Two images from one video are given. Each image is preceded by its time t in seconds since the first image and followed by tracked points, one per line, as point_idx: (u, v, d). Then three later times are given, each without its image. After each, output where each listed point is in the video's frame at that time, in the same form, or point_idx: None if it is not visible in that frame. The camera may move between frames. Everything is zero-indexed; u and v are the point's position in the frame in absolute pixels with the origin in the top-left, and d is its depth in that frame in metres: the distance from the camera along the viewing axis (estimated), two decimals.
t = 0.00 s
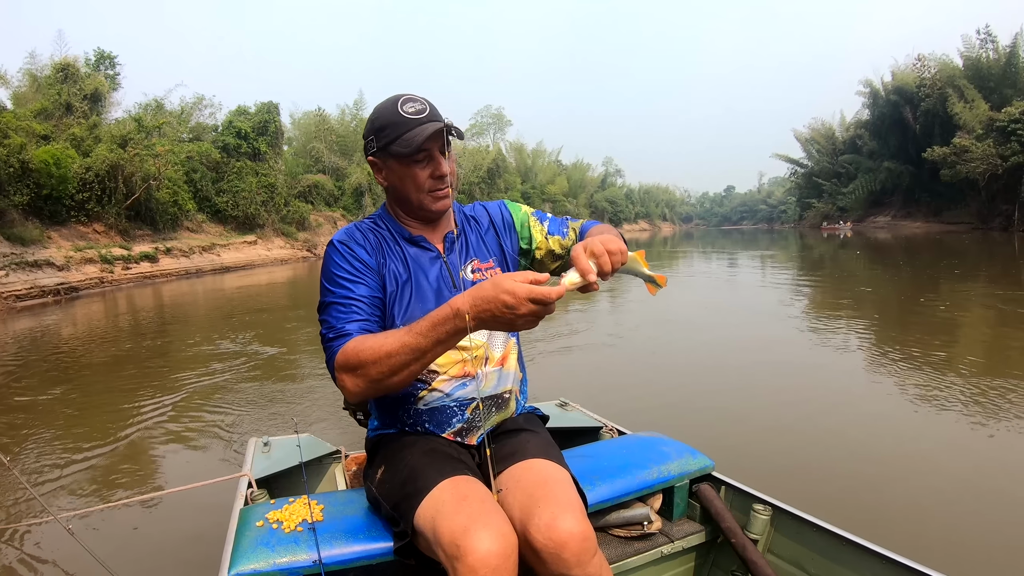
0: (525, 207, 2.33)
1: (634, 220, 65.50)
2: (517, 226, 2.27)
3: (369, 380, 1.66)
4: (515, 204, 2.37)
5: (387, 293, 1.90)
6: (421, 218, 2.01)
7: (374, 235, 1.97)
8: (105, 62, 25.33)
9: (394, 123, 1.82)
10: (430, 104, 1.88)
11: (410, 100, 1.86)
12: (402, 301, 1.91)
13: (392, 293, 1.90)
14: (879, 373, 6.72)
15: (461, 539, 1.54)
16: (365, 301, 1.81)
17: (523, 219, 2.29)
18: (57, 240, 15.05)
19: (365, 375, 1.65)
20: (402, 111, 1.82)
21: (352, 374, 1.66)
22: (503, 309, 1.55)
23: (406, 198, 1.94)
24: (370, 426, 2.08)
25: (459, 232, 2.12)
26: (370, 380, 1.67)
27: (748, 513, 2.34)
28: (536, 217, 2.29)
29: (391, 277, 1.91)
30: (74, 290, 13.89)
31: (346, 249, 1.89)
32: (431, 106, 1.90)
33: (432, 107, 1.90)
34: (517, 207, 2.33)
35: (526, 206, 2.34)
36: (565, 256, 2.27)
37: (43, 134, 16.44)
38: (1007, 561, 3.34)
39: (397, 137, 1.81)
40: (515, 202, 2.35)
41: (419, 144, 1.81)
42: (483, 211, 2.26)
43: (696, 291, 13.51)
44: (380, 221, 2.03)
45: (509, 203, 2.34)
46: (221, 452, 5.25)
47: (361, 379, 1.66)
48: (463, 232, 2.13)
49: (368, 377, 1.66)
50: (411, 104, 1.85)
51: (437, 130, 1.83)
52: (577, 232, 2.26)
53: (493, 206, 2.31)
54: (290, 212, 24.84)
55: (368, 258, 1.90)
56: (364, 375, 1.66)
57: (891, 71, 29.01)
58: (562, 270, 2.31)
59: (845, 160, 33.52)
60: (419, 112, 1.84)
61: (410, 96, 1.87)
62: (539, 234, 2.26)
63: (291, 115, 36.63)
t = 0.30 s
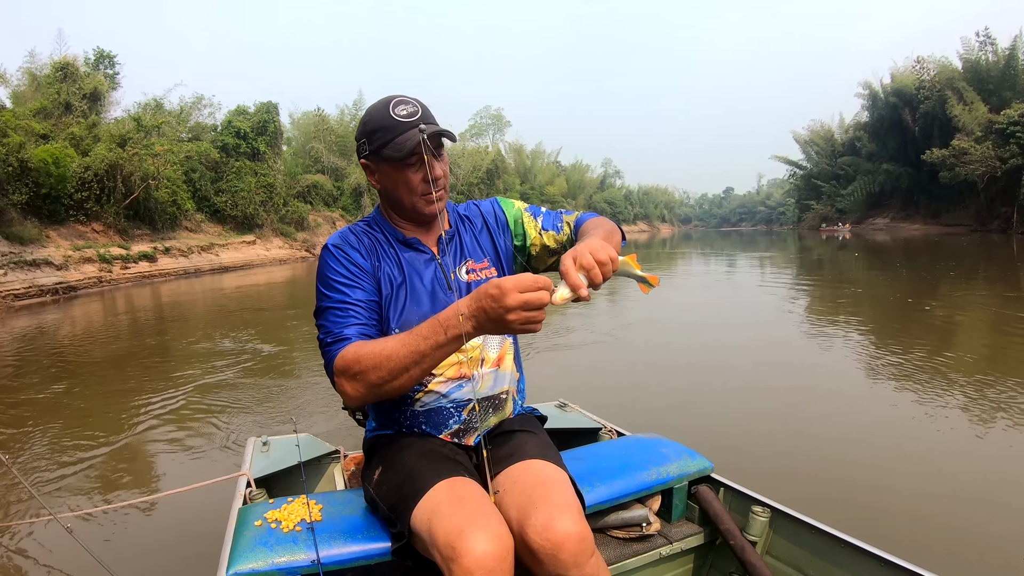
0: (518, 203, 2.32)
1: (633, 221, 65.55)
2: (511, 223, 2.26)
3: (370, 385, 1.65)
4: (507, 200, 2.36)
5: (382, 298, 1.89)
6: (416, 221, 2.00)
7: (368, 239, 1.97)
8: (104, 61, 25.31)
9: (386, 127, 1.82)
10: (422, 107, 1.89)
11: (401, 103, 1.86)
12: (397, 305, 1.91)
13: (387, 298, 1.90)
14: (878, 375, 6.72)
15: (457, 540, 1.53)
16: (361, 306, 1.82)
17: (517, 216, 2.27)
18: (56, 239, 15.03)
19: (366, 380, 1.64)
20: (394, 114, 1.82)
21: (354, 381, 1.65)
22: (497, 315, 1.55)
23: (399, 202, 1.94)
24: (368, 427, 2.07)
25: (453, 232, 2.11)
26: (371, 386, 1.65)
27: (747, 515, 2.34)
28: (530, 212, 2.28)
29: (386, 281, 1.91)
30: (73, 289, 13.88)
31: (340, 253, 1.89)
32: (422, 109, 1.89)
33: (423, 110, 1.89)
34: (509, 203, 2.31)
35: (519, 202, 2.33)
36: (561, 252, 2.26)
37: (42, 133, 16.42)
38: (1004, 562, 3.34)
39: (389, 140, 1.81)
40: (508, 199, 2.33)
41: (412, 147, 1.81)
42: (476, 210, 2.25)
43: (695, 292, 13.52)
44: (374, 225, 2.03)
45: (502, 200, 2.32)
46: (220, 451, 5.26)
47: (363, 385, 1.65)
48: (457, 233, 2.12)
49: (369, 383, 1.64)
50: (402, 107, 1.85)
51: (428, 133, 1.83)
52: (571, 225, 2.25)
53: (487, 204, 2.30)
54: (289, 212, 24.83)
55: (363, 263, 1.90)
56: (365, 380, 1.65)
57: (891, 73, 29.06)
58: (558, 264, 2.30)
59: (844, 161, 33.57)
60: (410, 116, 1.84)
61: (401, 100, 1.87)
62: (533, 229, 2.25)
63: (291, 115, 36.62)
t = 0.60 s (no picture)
0: (517, 204, 2.32)
1: (632, 222, 65.60)
2: (510, 225, 2.26)
3: (368, 385, 1.65)
4: (507, 200, 2.36)
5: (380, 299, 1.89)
6: (414, 222, 2.00)
7: (365, 239, 1.97)
8: (104, 60, 25.30)
9: (385, 128, 1.81)
10: (421, 107, 1.88)
11: (401, 104, 1.85)
12: (395, 307, 1.91)
13: (386, 299, 1.90)
14: (877, 376, 6.73)
15: (456, 541, 1.53)
16: (360, 306, 1.82)
17: (516, 217, 2.27)
18: (54, 238, 15.01)
19: (364, 380, 1.64)
20: (393, 115, 1.82)
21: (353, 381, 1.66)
22: (494, 315, 1.54)
23: (398, 203, 1.94)
24: (367, 428, 2.07)
25: (452, 233, 2.11)
26: (370, 387, 1.65)
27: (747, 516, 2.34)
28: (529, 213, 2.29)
29: (384, 282, 1.91)
30: (71, 289, 13.88)
31: (339, 254, 1.89)
32: (422, 110, 1.88)
33: (422, 111, 1.88)
34: (509, 205, 2.32)
35: (518, 203, 2.33)
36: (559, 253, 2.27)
37: (42, 132, 16.41)
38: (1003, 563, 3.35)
39: (388, 142, 1.80)
40: (507, 200, 2.33)
41: (410, 149, 1.80)
42: (474, 211, 2.25)
43: (694, 292, 13.54)
44: (372, 225, 2.02)
45: (501, 201, 2.32)
46: (221, 450, 5.27)
47: (361, 386, 1.65)
48: (455, 234, 2.12)
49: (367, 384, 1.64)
50: (402, 108, 1.85)
51: (428, 135, 1.83)
52: (570, 229, 2.27)
53: (486, 205, 2.30)
54: (288, 212, 24.84)
55: (362, 264, 1.90)
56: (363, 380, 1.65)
57: (890, 74, 29.11)
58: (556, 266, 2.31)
59: (843, 162, 33.63)
60: (409, 117, 1.83)
61: (401, 100, 1.86)
62: (532, 231, 2.26)
63: (290, 115, 36.60)
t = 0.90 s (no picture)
0: (521, 207, 2.32)
1: (631, 222, 65.60)
2: (512, 226, 2.26)
3: (365, 381, 1.64)
4: (510, 202, 2.36)
5: (380, 297, 1.90)
6: (416, 222, 2.00)
7: (367, 237, 1.97)
8: (103, 60, 25.28)
9: (393, 126, 1.81)
10: (429, 108, 1.88)
11: (410, 103, 1.85)
12: (395, 306, 1.91)
13: (387, 299, 1.90)
14: (876, 376, 6.74)
15: (457, 541, 1.53)
16: (361, 303, 1.82)
17: (518, 219, 2.28)
18: (54, 238, 15.00)
19: (361, 373, 1.64)
20: (401, 115, 1.82)
21: (352, 375, 1.66)
22: (498, 309, 1.55)
23: (401, 201, 1.94)
24: (367, 428, 2.07)
25: (454, 233, 2.12)
26: (366, 382, 1.65)
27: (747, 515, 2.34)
28: (532, 216, 2.29)
29: (385, 281, 1.91)
30: (70, 288, 13.88)
31: (340, 252, 1.89)
32: (431, 111, 1.88)
33: (432, 112, 1.88)
34: (512, 206, 2.32)
35: (522, 205, 2.33)
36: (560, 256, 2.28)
37: (41, 132, 16.39)
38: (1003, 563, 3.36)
39: (394, 141, 1.80)
40: (511, 202, 2.33)
41: (417, 150, 1.81)
42: (477, 212, 2.25)
43: (692, 292, 13.55)
44: (374, 223, 2.03)
45: (504, 202, 2.33)
46: (221, 451, 5.26)
47: (359, 379, 1.65)
48: (457, 235, 2.12)
49: (365, 378, 1.64)
50: (411, 107, 1.85)
51: (435, 136, 1.84)
52: (572, 232, 2.27)
53: (489, 206, 2.31)
54: (287, 213, 24.85)
55: (364, 261, 1.90)
56: (360, 374, 1.65)
57: (890, 76, 29.15)
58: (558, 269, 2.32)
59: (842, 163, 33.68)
60: (417, 118, 1.83)
61: (410, 100, 1.86)
62: (534, 233, 2.26)
63: (289, 115, 36.58)
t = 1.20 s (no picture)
0: (524, 207, 2.32)
1: (630, 222, 65.61)
2: (514, 226, 2.27)
3: (363, 381, 1.64)
4: (512, 203, 2.37)
5: (380, 295, 1.89)
6: (418, 222, 2.00)
7: (368, 235, 1.97)
8: (103, 59, 25.26)
9: (400, 127, 1.82)
10: (438, 110, 1.89)
11: (419, 105, 1.86)
12: (395, 305, 1.91)
13: (387, 298, 1.90)
14: (876, 377, 6.74)
15: (457, 541, 1.53)
16: (359, 301, 1.82)
17: (520, 220, 2.28)
18: (53, 238, 14.99)
19: (359, 374, 1.64)
20: (410, 115, 1.83)
21: (349, 374, 1.65)
22: (502, 315, 1.56)
23: (403, 201, 1.94)
24: (367, 428, 2.06)
25: (455, 232, 2.11)
26: (363, 382, 1.65)
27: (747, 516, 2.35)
28: (534, 217, 2.30)
29: (385, 281, 1.91)
30: (69, 288, 13.87)
31: (341, 250, 1.89)
32: (439, 114, 1.89)
33: (440, 116, 1.89)
34: (514, 207, 2.33)
35: (525, 206, 2.34)
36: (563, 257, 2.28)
37: (40, 132, 16.38)
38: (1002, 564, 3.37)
39: (400, 141, 1.81)
40: (513, 203, 2.34)
41: (422, 151, 1.81)
42: (480, 213, 2.25)
43: (691, 293, 13.56)
44: (376, 221, 2.03)
45: (506, 203, 2.33)
46: (219, 451, 5.25)
47: (356, 378, 1.65)
48: (458, 235, 2.11)
49: (362, 378, 1.64)
50: (420, 109, 1.85)
51: (442, 139, 1.84)
52: (575, 233, 2.27)
53: (492, 206, 2.31)
54: (286, 213, 24.85)
55: (365, 260, 1.90)
56: (358, 374, 1.65)
57: (889, 76, 29.19)
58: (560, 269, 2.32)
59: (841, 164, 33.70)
60: (425, 121, 1.84)
61: (421, 102, 1.87)
62: (536, 233, 2.27)
63: (289, 115, 36.58)
